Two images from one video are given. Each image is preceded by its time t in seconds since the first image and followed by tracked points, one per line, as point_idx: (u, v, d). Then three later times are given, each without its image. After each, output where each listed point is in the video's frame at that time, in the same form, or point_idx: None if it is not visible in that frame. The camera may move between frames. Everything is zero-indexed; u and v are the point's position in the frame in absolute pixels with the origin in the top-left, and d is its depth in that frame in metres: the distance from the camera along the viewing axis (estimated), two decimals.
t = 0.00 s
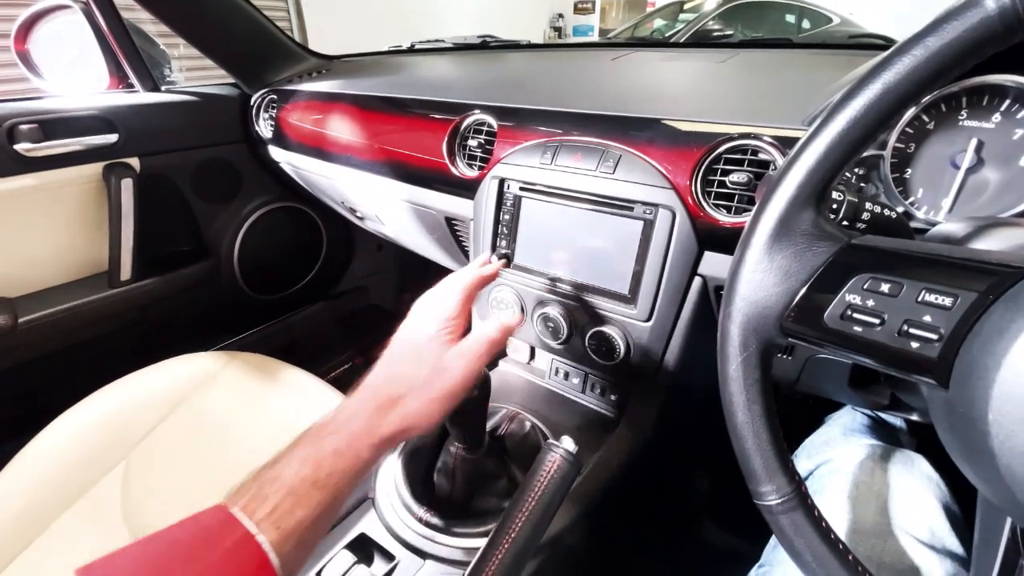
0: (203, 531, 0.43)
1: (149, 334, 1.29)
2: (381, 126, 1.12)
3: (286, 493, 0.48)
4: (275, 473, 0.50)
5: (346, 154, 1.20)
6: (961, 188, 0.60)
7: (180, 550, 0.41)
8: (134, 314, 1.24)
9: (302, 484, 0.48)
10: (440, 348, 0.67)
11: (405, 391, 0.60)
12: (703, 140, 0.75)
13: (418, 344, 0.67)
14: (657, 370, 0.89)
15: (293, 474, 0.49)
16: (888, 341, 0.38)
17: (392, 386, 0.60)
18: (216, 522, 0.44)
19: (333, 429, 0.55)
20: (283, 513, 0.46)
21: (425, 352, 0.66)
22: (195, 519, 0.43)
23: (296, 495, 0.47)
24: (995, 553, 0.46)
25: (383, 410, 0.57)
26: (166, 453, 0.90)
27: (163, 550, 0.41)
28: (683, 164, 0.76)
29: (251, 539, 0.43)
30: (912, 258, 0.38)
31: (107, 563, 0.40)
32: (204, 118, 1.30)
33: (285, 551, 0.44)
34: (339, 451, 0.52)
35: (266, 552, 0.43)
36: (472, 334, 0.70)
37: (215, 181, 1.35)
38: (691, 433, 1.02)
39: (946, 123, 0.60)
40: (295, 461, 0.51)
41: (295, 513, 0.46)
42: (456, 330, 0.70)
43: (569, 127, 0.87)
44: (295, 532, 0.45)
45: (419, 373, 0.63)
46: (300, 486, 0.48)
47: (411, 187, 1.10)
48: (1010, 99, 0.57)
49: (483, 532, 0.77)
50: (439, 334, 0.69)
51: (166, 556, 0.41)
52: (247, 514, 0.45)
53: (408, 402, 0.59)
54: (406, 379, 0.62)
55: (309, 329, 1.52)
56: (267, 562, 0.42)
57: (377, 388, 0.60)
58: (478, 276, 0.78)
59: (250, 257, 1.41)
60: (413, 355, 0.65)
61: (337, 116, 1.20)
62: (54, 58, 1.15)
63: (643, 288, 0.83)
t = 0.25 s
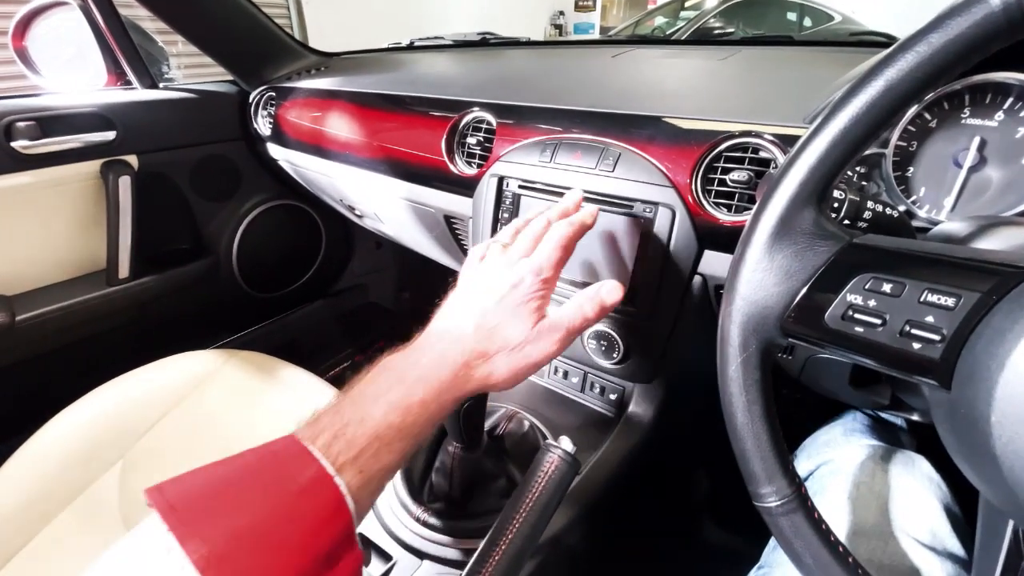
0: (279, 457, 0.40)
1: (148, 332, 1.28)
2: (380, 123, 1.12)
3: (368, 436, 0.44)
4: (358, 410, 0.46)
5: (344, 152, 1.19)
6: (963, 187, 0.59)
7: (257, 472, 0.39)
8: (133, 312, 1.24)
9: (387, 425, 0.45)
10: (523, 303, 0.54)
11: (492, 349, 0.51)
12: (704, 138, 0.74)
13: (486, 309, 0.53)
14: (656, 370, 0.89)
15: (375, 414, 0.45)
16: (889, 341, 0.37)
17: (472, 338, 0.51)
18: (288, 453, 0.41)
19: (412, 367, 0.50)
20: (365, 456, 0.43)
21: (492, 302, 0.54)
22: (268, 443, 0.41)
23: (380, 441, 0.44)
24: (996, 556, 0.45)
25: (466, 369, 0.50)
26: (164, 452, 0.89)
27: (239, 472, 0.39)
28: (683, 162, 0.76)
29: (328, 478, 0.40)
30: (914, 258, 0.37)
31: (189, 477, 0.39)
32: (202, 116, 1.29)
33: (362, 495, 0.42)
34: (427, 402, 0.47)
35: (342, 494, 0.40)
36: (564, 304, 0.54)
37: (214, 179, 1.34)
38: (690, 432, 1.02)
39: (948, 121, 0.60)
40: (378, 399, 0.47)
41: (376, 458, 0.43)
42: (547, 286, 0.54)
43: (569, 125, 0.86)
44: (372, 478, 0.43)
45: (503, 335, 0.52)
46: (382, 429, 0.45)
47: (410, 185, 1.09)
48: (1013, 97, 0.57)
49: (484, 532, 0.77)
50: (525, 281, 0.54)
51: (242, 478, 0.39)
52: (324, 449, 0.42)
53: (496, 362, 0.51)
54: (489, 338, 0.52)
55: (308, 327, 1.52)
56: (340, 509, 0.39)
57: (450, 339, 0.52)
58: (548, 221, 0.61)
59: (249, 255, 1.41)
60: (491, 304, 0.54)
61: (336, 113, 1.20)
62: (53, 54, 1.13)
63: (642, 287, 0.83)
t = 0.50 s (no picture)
0: (284, 452, 0.42)
1: (146, 332, 1.28)
2: (378, 122, 1.11)
3: (372, 430, 0.46)
4: (363, 406, 0.48)
5: (343, 151, 1.19)
6: (966, 186, 0.58)
7: (261, 470, 0.40)
8: (130, 311, 1.23)
9: (392, 422, 0.47)
10: (525, 304, 0.57)
11: (495, 350, 0.54)
12: (704, 136, 0.73)
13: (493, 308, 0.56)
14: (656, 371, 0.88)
15: (380, 411, 0.47)
16: (893, 343, 0.37)
17: (475, 337, 0.54)
18: (293, 447, 0.42)
19: (420, 365, 0.52)
20: (369, 452, 0.44)
21: (498, 299, 0.57)
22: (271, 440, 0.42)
23: (386, 437, 0.46)
24: (999, 559, 0.45)
25: (469, 368, 0.53)
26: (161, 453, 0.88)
27: (243, 468, 0.40)
28: (683, 161, 0.75)
29: (330, 475, 0.41)
30: (918, 258, 0.36)
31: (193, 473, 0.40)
32: (200, 114, 1.28)
33: (365, 490, 0.43)
34: (430, 401, 0.49)
35: (345, 490, 0.41)
36: (562, 307, 0.58)
37: (212, 177, 1.34)
38: (690, 432, 1.01)
39: (951, 120, 0.59)
40: (384, 397, 0.49)
41: (379, 454, 0.45)
42: (546, 286, 0.58)
43: (568, 123, 0.86)
44: (378, 471, 0.44)
45: (507, 334, 0.55)
46: (386, 426, 0.47)
47: (408, 184, 1.09)
48: (1017, 95, 0.56)
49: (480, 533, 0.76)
50: (526, 282, 0.58)
51: (246, 476, 0.40)
52: (329, 446, 0.44)
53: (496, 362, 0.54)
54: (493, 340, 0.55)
55: (306, 327, 1.51)
56: (343, 504, 0.40)
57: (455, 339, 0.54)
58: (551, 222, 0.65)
59: (247, 255, 1.40)
60: (495, 303, 0.57)
61: (334, 112, 1.19)
62: (52, 52, 1.14)
63: (642, 287, 0.82)
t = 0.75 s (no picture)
0: (207, 534, 0.44)
1: (148, 331, 1.28)
2: (379, 122, 1.11)
3: (301, 516, 0.46)
4: (297, 485, 0.48)
5: (344, 151, 1.19)
6: (966, 186, 0.59)
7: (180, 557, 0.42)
8: (132, 311, 1.23)
9: (325, 503, 0.46)
10: (473, 363, 0.53)
11: (447, 411, 0.51)
12: (706, 136, 0.74)
13: (441, 366, 0.53)
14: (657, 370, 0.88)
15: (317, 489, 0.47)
16: (894, 342, 0.37)
17: (422, 401, 0.51)
18: (217, 528, 0.44)
19: (366, 431, 0.50)
20: (298, 536, 0.45)
21: (441, 359, 0.54)
22: (193, 520, 0.44)
23: (316, 520, 0.46)
24: (999, 556, 0.45)
25: (415, 436, 0.50)
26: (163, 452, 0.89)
27: (165, 551, 0.43)
28: (684, 161, 0.75)
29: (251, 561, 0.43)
30: (919, 257, 0.37)
31: (120, 552, 0.43)
32: (201, 114, 1.29)
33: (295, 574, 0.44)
34: (369, 478, 0.47)
35: None
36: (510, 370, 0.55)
37: (213, 177, 1.34)
38: (691, 432, 1.01)
39: (951, 120, 0.59)
40: (321, 472, 0.48)
41: (310, 536, 0.45)
42: (497, 345, 0.55)
43: (570, 123, 0.86)
44: (306, 556, 0.45)
45: (459, 394, 0.52)
46: (318, 508, 0.46)
47: (410, 184, 1.09)
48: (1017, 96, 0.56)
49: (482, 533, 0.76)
50: (473, 340, 0.54)
51: (169, 559, 0.42)
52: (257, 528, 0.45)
53: (446, 425, 0.51)
54: (443, 402, 0.51)
55: (307, 327, 1.51)
56: None
57: (404, 401, 0.52)
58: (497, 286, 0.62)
59: (248, 255, 1.40)
60: (440, 361, 0.54)
61: (336, 112, 1.20)
62: (53, 53, 1.14)
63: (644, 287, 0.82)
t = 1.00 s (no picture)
0: (238, 564, 0.47)
1: (147, 332, 1.28)
2: (379, 122, 1.11)
3: (322, 549, 0.50)
4: (317, 521, 0.52)
5: (344, 151, 1.19)
6: (964, 186, 0.59)
7: None
8: (132, 311, 1.23)
9: (341, 538, 0.51)
10: (460, 410, 0.59)
11: (442, 456, 0.56)
12: (705, 136, 0.74)
13: (434, 413, 0.59)
14: (656, 370, 0.89)
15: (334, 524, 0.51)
16: (892, 341, 0.37)
17: (419, 445, 0.56)
18: (246, 559, 0.47)
19: (375, 474, 0.55)
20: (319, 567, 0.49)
21: (429, 410, 0.59)
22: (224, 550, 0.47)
23: (334, 555, 0.50)
24: (996, 554, 0.45)
25: (416, 477, 0.55)
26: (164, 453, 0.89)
27: None
28: (684, 161, 0.76)
29: None
30: (916, 257, 0.37)
31: None
32: (201, 114, 1.29)
33: None
34: (379, 516, 0.52)
35: None
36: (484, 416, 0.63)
37: (213, 177, 1.34)
38: (690, 432, 1.02)
39: (949, 120, 0.60)
40: (335, 510, 0.52)
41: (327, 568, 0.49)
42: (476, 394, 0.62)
43: (570, 123, 0.86)
44: None
45: (452, 440, 0.57)
46: (335, 543, 0.51)
47: (410, 184, 1.09)
48: (1014, 96, 0.57)
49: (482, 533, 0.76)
50: (458, 392, 0.61)
51: None
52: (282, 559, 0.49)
53: (442, 468, 0.56)
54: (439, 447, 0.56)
55: (307, 326, 1.52)
56: None
57: (402, 446, 0.56)
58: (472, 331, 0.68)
59: (248, 254, 1.40)
60: (429, 409, 0.59)
61: (335, 112, 1.20)
62: (53, 53, 1.14)
63: (644, 286, 0.83)
